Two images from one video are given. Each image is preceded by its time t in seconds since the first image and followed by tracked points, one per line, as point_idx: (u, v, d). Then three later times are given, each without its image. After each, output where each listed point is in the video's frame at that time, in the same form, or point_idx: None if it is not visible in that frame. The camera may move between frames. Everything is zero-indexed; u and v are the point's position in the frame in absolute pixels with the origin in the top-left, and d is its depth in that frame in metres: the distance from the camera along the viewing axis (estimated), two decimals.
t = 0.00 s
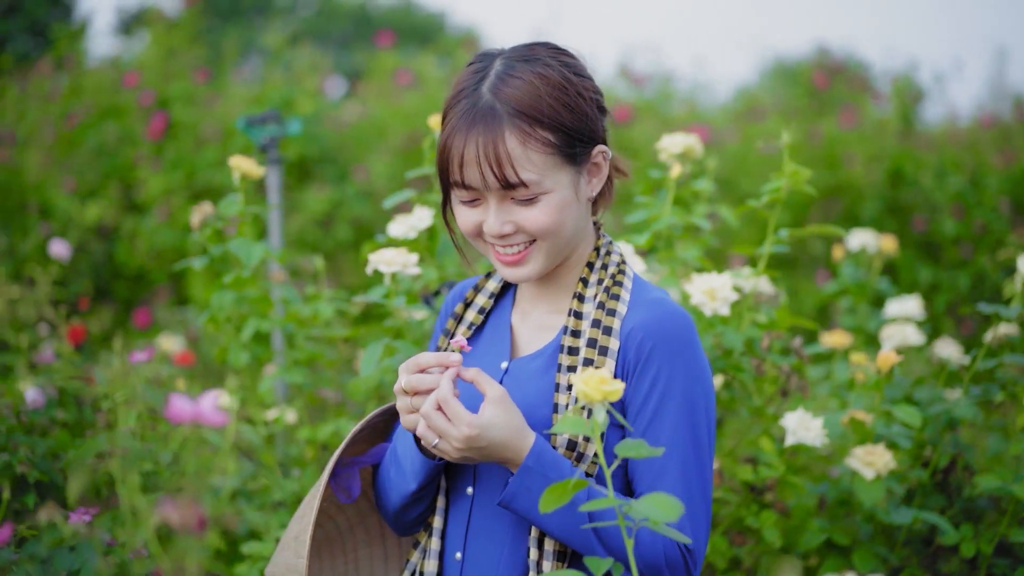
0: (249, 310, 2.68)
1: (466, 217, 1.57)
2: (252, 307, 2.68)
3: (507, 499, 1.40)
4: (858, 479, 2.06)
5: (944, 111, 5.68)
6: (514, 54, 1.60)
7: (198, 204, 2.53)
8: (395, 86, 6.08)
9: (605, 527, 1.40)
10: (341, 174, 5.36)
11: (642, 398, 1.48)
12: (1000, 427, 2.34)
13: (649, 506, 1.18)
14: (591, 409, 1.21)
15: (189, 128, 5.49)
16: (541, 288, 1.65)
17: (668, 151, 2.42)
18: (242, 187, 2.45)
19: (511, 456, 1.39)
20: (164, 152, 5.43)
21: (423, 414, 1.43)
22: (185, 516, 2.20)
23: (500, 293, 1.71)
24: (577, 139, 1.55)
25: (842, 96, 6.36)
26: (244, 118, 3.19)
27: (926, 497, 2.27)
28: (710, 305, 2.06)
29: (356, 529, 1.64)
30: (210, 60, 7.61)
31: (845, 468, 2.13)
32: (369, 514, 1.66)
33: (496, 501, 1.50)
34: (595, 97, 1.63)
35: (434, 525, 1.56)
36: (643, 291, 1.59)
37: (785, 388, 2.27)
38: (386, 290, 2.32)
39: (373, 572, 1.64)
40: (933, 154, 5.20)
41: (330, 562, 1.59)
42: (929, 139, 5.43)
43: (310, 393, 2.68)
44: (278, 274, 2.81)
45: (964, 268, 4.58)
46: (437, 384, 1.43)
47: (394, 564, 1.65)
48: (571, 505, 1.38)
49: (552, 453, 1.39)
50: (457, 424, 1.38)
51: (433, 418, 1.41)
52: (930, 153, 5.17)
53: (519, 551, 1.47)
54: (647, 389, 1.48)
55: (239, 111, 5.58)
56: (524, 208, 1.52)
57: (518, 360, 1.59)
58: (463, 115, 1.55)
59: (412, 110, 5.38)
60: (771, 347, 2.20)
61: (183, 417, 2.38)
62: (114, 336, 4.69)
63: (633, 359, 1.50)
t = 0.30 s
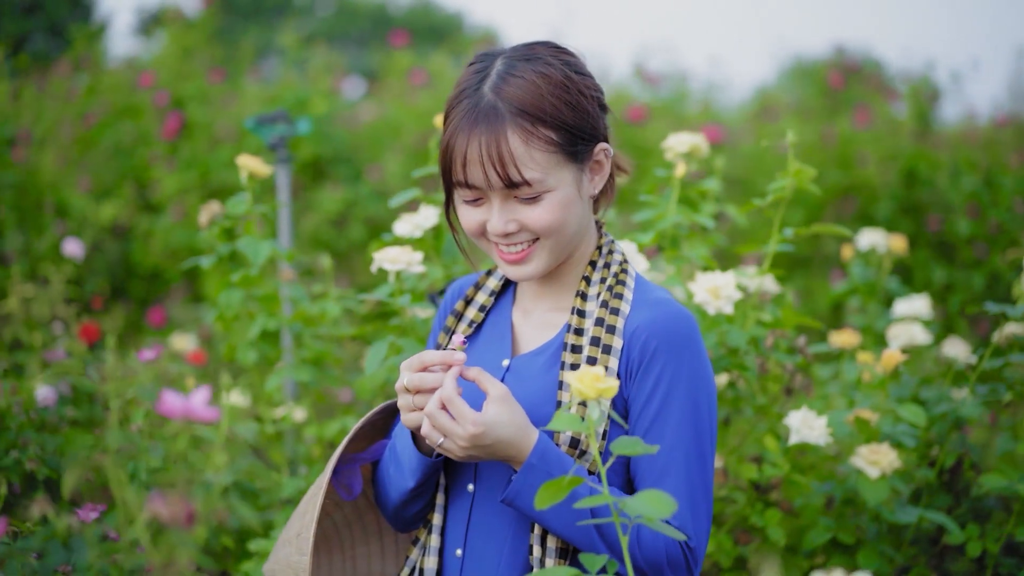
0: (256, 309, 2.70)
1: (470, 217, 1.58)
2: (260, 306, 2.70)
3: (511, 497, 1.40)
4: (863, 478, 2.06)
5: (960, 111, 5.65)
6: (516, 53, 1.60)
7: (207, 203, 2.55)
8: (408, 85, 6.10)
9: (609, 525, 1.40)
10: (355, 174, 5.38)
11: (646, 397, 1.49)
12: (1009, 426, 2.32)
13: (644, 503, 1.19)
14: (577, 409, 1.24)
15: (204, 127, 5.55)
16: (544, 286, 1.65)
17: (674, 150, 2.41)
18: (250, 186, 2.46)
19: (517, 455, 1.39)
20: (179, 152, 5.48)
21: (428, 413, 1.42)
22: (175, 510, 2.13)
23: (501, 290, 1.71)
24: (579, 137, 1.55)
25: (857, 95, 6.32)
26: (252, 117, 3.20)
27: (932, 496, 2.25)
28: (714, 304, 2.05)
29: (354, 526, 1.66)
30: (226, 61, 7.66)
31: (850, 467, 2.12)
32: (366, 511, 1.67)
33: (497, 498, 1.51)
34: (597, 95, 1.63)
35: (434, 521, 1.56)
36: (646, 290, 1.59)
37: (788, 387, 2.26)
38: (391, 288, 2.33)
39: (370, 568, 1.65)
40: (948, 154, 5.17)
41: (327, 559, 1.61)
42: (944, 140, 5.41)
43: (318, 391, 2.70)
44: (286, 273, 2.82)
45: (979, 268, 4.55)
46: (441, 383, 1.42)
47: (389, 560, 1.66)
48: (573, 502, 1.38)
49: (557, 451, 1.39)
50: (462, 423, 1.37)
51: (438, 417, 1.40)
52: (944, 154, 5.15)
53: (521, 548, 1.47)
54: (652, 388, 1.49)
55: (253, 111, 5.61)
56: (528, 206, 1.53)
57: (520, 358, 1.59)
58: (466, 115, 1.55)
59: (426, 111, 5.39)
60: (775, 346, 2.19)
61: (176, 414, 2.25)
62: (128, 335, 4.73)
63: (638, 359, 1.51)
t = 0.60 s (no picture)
0: (265, 307, 2.71)
1: (472, 215, 1.58)
2: (268, 304, 2.71)
3: (512, 494, 1.41)
4: (867, 476, 2.06)
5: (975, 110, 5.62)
6: (518, 52, 1.61)
7: (215, 201, 2.56)
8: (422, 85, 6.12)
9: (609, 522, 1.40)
10: (369, 173, 5.40)
11: (649, 396, 1.49)
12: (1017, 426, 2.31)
13: (640, 501, 1.21)
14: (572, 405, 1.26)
15: (220, 127, 5.59)
16: (546, 284, 1.66)
17: (680, 149, 2.40)
18: (258, 185, 2.48)
19: (522, 450, 1.39)
20: (194, 151, 5.52)
21: (432, 411, 1.42)
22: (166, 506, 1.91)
23: (502, 288, 1.72)
24: (581, 135, 1.56)
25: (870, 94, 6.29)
26: (262, 117, 3.21)
27: (940, 495, 2.24)
28: (718, 302, 2.05)
29: (353, 522, 1.67)
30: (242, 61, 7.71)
31: (855, 465, 2.12)
32: (366, 507, 1.69)
33: (497, 495, 1.52)
34: (598, 94, 1.64)
35: (434, 517, 1.57)
36: (648, 289, 1.60)
37: (793, 385, 2.24)
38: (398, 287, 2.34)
39: (369, 564, 1.67)
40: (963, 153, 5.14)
41: (326, 555, 1.63)
42: (959, 139, 5.38)
43: (326, 388, 2.71)
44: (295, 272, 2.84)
45: (994, 268, 4.53)
46: (444, 380, 1.42)
47: (389, 556, 1.68)
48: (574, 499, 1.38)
49: (558, 448, 1.40)
50: (467, 420, 1.37)
51: (443, 414, 1.40)
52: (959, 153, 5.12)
53: (523, 544, 1.48)
54: (654, 386, 1.49)
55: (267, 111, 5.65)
56: (530, 204, 1.53)
57: (522, 355, 1.60)
58: (468, 113, 1.56)
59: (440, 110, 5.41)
60: (780, 344, 2.19)
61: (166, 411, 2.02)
62: (144, 333, 4.76)
63: (640, 358, 1.51)
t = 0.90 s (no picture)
0: (273, 305, 2.73)
1: (475, 211, 1.58)
2: (277, 302, 2.73)
3: (514, 490, 1.42)
4: (873, 474, 2.06)
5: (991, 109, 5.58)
6: (522, 50, 1.62)
7: (225, 200, 2.58)
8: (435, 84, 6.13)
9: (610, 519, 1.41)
10: (383, 173, 5.42)
11: (650, 393, 1.50)
12: None
13: (637, 497, 1.21)
14: (569, 399, 1.27)
15: (235, 127, 5.63)
16: (549, 282, 1.66)
17: (686, 148, 2.39)
18: (266, 184, 2.50)
19: (526, 446, 1.39)
20: (209, 151, 5.56)
21: (436, 408, 1.41)
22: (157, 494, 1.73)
23: (504, 286, 1.73)
24: (583, 132, 1.56)
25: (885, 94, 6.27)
26: (272, 117, 3.21)
27: (946, 494, 2.24)
28: (722, 301, 2.06)
29: (354, 518, 1.69)
30: (259, 62, 7.76)
31: (859, 464, 2.12)
32: (367, 503, 1.71)
33: (498, 491, 1.53)
34: (601, 92, 1.65)
35: (435, 513, 1.58)
36: (649, 287, 1.60)
37: (798, 384, 2.23)
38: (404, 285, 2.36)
39: (371, 559, 1.69)
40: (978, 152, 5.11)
41: (328, 550, 1.65)
42: (974, 139, 5.35)
43: (334, 385, 2.73)
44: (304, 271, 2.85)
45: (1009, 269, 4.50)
46: (447, 377, 1.41)
47: (390, 551, 1.70)
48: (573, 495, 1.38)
49: (559, 445, 1.40)
50: (470, 417, 1.36)
51: (446, 411, 1.39)
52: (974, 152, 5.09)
53: (524, 540, 1.49)
54: (655, 384, 1.50)
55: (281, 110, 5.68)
56: (532, 201, 1.53)
57: (524, 351, 1.61)
58: (471, 110, 1.57)
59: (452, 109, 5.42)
60: (785, 343, 2.18)
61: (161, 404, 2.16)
62: (159, 332, 4.80)
63: (642, 356, 1.52)
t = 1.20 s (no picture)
0: (285, 303, 2.75)
1: (480, 208, 1.60)
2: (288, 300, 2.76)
3: (517, 486, 1.43)
4: (880, 472, 2.07)
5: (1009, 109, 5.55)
6: (529, 48, 1.63)
7: (237, 199, 2.61)
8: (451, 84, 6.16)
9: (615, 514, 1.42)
10: (399, 173, 5.45)
11: (653, 392, 1.50)
12: None
13: (637, 492, 1.23)
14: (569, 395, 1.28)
15: (253, 127, 5.67)
16: (553, 280, 1.68)
17: (695, 148, 2.35)
18: (278, 183, 2.52)
19: (530, 441, 1.40)
20: (227, 151, 5.61)
21: (441, 403, 1.43)
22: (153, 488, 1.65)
23: (509, 283, 1.75)
24: (588, 130, 1.58)
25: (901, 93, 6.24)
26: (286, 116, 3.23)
27: (954, 492, 2.25)
28: (728, 299, 2.06)
29: (359, 513, 1.71)
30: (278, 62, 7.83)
31: (866, 462, 2.13)
32: (372, 498, 1.73)
33: (502, 487, 1.54)
34: (607, 91, 1.66)
35: (439, 508, 1.60)
36: (653, 286, 1.61)
37: (805, 382, 2.24)
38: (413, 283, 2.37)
39: (375, 554, 1.71)
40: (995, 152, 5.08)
41: (332, 545, 1.67)
42: (991, 138, 5.32)
43: (346, 383, 2.76)
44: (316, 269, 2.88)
45: None
46: (450, 373, 1.43)
47: (394, 545, 1.72)
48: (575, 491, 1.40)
49: (564, 440, 1.41)
50: (476, 411, 1.37)
51: (451, 407, 1.40)
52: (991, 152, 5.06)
53: (527, 536, 1.50)
54: (658, 382, 1.50)
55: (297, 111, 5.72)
56: (537, 197, 1.55)
57: (528, 348, 1.62)
58: (477, 107, 1.58)
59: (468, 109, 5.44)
60: (793, 342, 2.18)
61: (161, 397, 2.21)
62: (177, 330, 4.85)
63: (645, 354, 1.53)
